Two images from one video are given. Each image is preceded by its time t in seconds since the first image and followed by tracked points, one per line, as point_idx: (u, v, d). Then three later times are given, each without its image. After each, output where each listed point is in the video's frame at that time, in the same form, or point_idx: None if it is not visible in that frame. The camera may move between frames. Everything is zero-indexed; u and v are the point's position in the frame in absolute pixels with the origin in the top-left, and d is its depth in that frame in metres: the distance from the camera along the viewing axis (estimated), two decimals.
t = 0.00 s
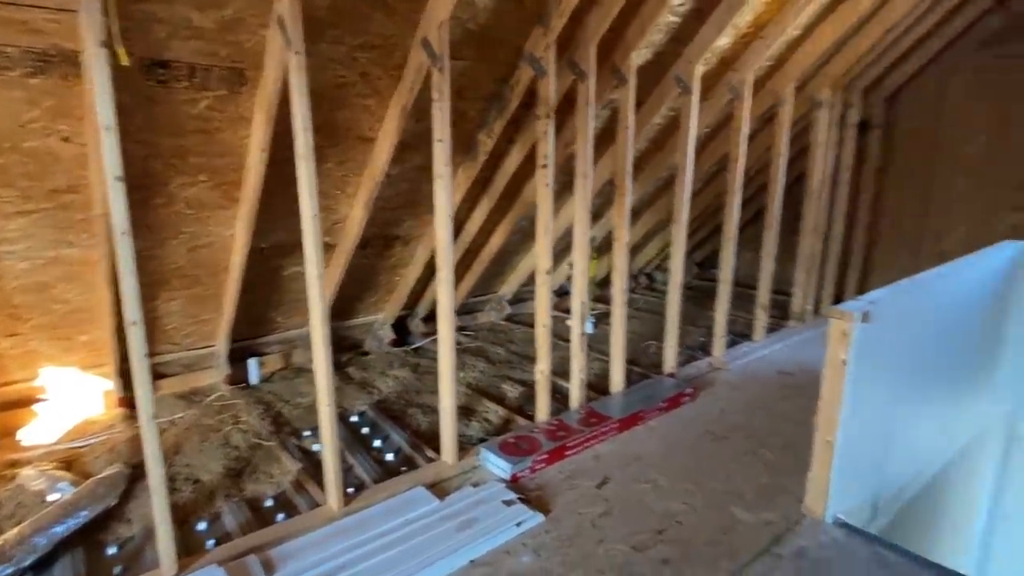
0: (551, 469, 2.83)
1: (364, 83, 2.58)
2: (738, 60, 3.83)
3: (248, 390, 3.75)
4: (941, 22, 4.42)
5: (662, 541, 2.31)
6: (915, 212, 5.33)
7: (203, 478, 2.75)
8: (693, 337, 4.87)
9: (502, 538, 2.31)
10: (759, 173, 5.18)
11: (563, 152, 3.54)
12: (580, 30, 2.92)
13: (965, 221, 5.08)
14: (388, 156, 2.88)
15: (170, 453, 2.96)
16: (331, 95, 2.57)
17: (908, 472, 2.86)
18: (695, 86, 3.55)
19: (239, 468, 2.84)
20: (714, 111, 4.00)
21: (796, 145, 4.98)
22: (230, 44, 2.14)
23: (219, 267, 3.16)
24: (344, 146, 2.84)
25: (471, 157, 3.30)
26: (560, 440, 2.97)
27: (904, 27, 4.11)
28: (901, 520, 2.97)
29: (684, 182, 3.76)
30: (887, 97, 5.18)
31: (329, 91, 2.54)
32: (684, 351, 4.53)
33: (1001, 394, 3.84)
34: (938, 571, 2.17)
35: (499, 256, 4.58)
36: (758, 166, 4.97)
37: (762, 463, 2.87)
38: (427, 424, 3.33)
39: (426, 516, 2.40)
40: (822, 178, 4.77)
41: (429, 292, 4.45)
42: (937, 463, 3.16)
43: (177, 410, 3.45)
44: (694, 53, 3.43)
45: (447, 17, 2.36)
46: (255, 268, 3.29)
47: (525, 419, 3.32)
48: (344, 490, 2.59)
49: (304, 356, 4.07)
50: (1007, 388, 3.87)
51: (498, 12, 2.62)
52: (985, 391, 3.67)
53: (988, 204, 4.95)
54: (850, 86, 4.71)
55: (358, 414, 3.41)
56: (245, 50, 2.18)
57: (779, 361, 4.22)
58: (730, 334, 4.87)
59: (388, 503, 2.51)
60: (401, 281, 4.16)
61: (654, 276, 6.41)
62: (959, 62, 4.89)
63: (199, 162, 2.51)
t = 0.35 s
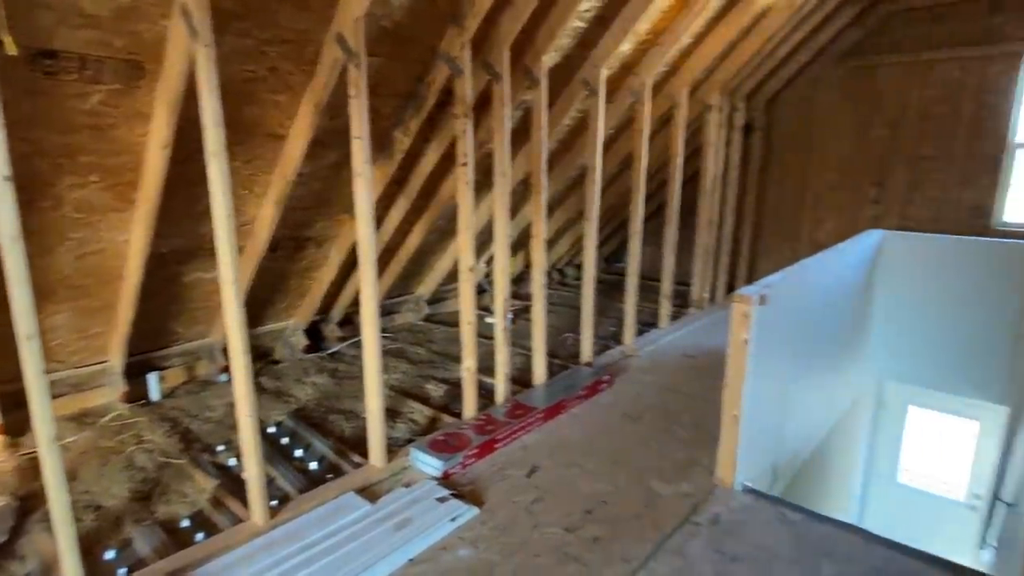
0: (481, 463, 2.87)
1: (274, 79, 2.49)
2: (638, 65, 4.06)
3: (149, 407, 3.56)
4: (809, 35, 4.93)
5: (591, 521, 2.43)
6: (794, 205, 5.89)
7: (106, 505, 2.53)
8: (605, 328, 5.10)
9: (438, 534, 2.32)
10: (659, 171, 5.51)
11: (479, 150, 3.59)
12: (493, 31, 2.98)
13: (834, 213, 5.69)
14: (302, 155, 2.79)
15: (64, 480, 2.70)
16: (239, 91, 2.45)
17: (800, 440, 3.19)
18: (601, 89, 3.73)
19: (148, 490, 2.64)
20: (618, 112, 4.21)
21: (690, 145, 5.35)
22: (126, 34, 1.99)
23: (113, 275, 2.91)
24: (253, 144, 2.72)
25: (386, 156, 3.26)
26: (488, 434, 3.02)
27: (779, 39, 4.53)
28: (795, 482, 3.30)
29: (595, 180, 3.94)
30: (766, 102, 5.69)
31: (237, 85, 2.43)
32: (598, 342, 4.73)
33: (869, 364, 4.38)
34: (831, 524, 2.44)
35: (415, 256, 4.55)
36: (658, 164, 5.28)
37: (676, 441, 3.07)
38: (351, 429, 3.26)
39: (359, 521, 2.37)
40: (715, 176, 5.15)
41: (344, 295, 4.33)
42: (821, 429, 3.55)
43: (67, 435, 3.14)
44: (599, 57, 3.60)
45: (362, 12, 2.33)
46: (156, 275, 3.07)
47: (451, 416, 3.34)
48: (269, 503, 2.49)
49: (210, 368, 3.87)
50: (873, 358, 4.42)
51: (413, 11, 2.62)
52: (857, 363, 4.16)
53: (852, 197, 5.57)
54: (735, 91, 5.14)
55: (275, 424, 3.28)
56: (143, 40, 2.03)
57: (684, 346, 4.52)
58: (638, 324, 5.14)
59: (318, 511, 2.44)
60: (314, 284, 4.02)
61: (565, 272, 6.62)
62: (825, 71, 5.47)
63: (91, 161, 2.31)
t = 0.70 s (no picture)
0: (395, 464, 2.88)
1: (158, 75, 2.36)
2: (535, 68, 4.20)
3: (19, 434, 3.20)
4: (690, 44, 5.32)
5: (505, 509, 2.52)
6: (683, 201, 6.33)
7: None
8: (513, 324, 5.22)
9: (353, 538, 2.31)
10: (559, 171, 5.72)
11: (381, 150, 3.57)
12: (391, 32, 2.98)
13: (717, 209, 6.17)
14: (191, 155, 2.66)
15: None
16: (117, 87, 2.30)
17: (692, 418, 3.48)
18: (500, 90, 3.83)
19: (25, 523, 2.42)
20: (518, 114, 4.34)
21: (587, 145, 5.60)
22: None
23: None
24: (135, 144, 2.56)
25: (284, 156, 3.17)
26: (401, 435, 3.03)
27: (664, 46, 4.86)
28: (690, 457, 3.59)
29: (498, 180, 4.03)
30: (655, 105, 6.08)
31: (114, 81, 2.27)
32: (506, 338, 4.84)
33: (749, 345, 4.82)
34: (720, 491, 2.68)
35: (318, 259, 4.44)
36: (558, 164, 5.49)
37: (583, 427, 3.24)
38: (255, 441, 3.14)
39: (271, 532, 2.31)
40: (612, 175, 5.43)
41: (243, 302, 4.14)
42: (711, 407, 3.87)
43: None
44: (497, 60, 3.69)
45: (253, 9, 2.27)
46: (24, 286, 2.79)
47: (362, 420, 3.30)
48: (168, 524, 2.36)
49: (91, 388, 3.55)
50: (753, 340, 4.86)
51: (307, 10, 2.57)
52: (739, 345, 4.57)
53: (732, 194, 6.07)
54: (626, 95, 5.45)
55: (172, 441, 3.09)
56: (4, 31, 1.87)
57: (589, 338, 4.74)
58: (545, 318, 5.31)
59: (225, 526, 2.35)
60: (208, 291, 3.82)
61: (473, 271, 6.70)
62: (705, 78, 5.93)
63: None
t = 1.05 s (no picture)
0: (307, 466, 2.86)
1: (30, 69, 2.21)
2: (438, 68, 4.26)
3: None
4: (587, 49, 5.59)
5: (421, 501, 2.58)
6: (587, 199, 6.63)
7: None
8: (426, 323, 5.26)
9: (266, 542, 2.29)
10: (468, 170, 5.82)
11: (282, 149, 3.50)
12: (288, 29, 2.95)
13: (618, 205, 6.52)
14: (71, 155, 2.51)
15: None
16: None
17: (599, 401, 3.70)
18: (404, 90, 3.87)
19: None
20: (423, 113, 4.38)
21: (493, 145, 5.74)
22: None
23: None
24: (5, 143, 2.38)
25: (177, 155, 3.04)
26: (313, 437, 3.01)
27: (562, 50, 5.08)
28: (598, 439, 3.81)
29: (405, 179, 4.07)
30: (557, 107, 6.32)
31: None
32: (419, 336, 4.88)
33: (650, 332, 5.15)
34: (622, 466, 2.90)
35: (217, 262, 4.27)
36: (465, 163, 5.59)
37: (495, 417, 3.36)
38: (155, 454, 3.00)
39: (177, 544, 2.24)
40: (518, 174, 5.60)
41: (135, 310, 3.90)
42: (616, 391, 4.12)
43: None
44: (400, 59, 3.73)
45: (137, 3, 2.18)
46: None
47: (271, 425, 3.24)
48: (60, 546, 2.23)
49: None
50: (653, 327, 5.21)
51: (198, 5, 2.50)
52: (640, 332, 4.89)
53: (631, 191, 6.43)
54: (529, 96, 5.64)
55: (59, 461, 2.89)
56: None
57: (500, 333, 4.88)
58: (458, 315, 5.39)
59: (125, 542, 2.25)
60: (94, 299, 3.58)
61: (385, 271, 6.66)
62: (602, 81, 6.25)
63: None
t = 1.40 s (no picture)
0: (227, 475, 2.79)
1: None
2: (352, 68, 4.23)
3: None
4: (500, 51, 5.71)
5: (348, 501, 2.60)
6: (505, 198, 6.76)
7: None
8: (348, 325, 5.19)
9: (185, 554, 2.23)
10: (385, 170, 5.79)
11: (187, 149, 3.37)
12: (191, 24, 2.85)
13: (536, 203, 6.70)
14: None
15: None
16: None
17: (522, 393, 3.82)
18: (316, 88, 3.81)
19: None
20: (338, 112, 4.33)
21: (411, 145, 5.74)
22: None
23: None
24: None
25: (70, 155, 2.87)
26: (231, 446, 2.93)
27: (476, 52, 5.17)
28: (522, 431, 3.93)
29: (321, 179, 4.02)
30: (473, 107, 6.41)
31: None
32: (341, 339, 4.82)
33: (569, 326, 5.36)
34: (545, 453, 3.03)
35: (118, 269, 4.02)
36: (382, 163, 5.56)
37: (420, 415, 3.40)
38: (54, 475, 2.82)
39: (87, 564, 2.14)
40: (436, 174, 5.64)
41: (24, 324, 3.61)
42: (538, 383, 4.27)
43: None
44: (312, 58, 3.67)
45: None
46: None
47: (184, 437, 3.12)
48: None
49: None
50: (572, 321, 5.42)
51: None
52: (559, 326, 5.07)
53: (547, 190, 6.63)
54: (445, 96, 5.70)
55: None
56: None
57: (423, 332, 4.91)
58: (380, 317, 5.36)
59: (26, 568, 2.12)
60: None
61: (301, 274, 6.49)
62: (517, 83, 6.40)
63: None
